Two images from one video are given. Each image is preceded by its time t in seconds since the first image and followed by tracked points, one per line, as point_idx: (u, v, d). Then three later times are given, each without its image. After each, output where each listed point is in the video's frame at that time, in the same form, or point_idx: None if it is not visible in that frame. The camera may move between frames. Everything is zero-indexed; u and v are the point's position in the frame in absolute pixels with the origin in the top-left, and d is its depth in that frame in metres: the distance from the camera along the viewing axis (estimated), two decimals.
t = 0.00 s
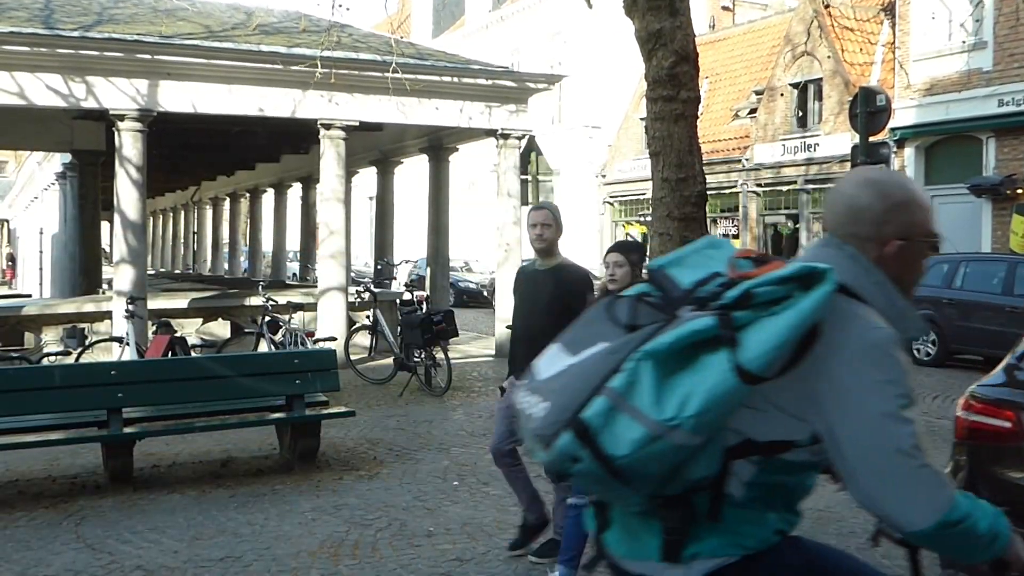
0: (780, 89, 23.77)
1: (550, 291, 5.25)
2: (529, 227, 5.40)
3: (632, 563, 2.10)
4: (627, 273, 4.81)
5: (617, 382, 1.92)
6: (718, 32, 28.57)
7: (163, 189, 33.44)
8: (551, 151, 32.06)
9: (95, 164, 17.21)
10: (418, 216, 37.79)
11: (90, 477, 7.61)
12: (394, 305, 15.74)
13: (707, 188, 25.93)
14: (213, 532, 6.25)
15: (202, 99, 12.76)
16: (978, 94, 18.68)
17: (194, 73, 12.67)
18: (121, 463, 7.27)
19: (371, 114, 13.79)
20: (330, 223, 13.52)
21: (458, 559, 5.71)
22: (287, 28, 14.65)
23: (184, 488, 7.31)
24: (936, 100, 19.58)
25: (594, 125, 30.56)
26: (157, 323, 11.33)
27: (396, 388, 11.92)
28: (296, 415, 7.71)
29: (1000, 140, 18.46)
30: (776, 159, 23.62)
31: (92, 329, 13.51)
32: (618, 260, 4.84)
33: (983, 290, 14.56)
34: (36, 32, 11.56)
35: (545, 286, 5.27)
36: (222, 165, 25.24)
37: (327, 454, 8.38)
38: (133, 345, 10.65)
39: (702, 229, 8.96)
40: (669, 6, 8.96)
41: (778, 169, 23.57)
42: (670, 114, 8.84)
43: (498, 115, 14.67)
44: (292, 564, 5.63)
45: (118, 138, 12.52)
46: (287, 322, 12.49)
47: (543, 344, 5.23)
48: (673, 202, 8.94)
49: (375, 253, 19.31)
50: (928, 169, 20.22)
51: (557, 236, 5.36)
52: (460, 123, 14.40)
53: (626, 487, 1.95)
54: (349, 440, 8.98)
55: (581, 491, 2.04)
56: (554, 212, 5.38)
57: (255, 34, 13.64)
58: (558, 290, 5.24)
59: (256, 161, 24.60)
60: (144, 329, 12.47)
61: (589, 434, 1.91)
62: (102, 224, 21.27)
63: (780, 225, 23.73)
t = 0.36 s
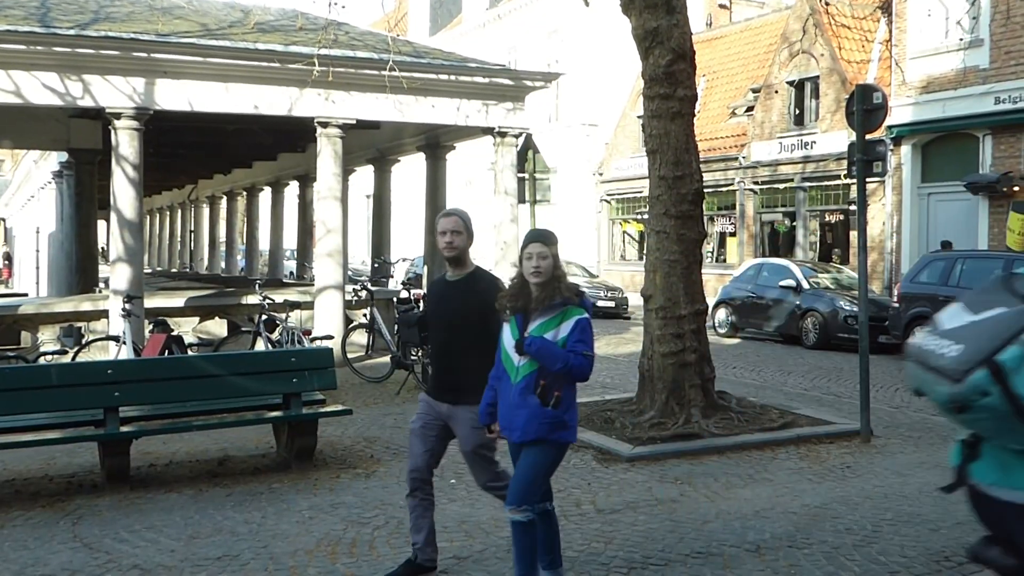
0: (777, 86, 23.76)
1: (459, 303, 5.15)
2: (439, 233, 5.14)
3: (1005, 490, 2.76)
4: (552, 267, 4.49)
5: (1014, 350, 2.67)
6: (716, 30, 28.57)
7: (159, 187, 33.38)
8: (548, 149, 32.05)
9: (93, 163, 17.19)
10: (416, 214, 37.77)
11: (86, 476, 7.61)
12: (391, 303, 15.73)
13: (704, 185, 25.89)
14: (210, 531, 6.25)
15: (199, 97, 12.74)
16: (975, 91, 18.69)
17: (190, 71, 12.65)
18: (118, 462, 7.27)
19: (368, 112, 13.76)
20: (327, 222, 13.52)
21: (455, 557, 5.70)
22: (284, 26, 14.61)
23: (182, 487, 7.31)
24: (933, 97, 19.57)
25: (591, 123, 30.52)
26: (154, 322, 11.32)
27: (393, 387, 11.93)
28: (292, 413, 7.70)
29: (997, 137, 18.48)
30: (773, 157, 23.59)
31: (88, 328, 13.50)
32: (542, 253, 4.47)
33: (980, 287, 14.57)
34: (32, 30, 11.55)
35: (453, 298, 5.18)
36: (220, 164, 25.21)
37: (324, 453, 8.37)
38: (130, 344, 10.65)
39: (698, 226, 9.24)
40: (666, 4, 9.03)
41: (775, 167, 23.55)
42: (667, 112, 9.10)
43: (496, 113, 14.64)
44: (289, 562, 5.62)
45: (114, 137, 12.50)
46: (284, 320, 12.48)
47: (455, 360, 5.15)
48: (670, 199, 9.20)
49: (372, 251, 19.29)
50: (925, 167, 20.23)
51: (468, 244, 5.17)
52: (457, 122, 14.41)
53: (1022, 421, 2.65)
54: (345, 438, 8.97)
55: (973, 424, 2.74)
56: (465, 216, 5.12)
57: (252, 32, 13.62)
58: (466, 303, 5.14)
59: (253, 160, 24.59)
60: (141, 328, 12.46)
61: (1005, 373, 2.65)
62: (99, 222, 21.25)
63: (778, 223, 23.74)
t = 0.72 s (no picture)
0: (764, 85, 23.78)
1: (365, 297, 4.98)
2: (345, 229, 5.03)
3: None
4: (451, 267, 4.34)
5: None
6: (703, 28, 28.61)
7: (145, 186, 33.20)
8: (535, 147, 32.02)
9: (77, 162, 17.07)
10: (402, 213, 37.69)
11: (70, 476, 7.56)
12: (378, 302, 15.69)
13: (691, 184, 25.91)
14: (195, 531, 6.22)
15: (184, 96, 12.68)
16: (960, 90, 18.76)
17: (174, 69, 12.57)
18: (102, 462, 7.23)
19: (354, 111, 13.72)
20: (313, 220, 13.45)
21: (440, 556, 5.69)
22: (270, 24, 14.53)
23: (166, 487, 7.27)
24: (918, 96, 19.62)
25: (579, 121, 30.51)
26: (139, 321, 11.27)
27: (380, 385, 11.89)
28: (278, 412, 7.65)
29: (982, 135, 18.56)
30: (760, 155, 23.62)
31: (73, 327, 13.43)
32: (443, 252, 4.33)
33: (964, 285, 14.63)
34: (15, 28, 11.46)
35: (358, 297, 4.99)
36: (206, 162, 25.08)
37: (310, 452, 8.34)
38: (115, 343, 10.59)
39: (685, 224, 9.26)
40: (652, 2, 9.02)
41: (762, 165, 23.58)
42: (653, 111, 9.10)
43: (483, 111, 14.65)
44: (274, 563, 5.60)
45: (98, 135, 12.41)
46: (271, 319, 12.44)
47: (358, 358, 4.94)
48: (657, 197, 9.22)
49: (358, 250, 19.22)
50: (910, 165, 20.29)
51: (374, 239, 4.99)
52: (444, 120, 14.39)
53: None
54: (332, 437, 8.94)
55: None
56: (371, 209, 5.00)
57: (237, 30, 13.55)
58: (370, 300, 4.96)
59: (239, 159, 24.50)
60: (126, 327, 12.39)
61: None
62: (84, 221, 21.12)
63: (764, 221, 23.80)
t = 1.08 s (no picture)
0: (755, 83, 23.79)
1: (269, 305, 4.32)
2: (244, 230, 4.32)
3: None
4: (328, 279, 3.87)
5: None
6: (693, 26, 28.64)
7: (135, 184, 33.06)
8: (526, 145, 32.00)
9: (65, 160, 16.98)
10: (393, 211, 37.62)
11: (57, 476, 7.51)
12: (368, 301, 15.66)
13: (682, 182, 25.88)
14: (183, 531, 6.18)
15: (174, 95, 12.62)
16: (950, 88, 18.78)
17: (163, 67, 12.53)
18: (90, 461, 7.25)
19: (344, 109, 13.70)
20: (303, 219, 13.41)
21: (429, 555, 5.67)
22: (259, 22, 14.48)
23: (154, 487, 7.24)
24: (908, 94, 19.64)
25: (569, 120, 30.49)
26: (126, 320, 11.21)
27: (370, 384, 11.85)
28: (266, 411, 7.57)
29: (972, 133, 18.59)
30: (751, 153, 23.63)
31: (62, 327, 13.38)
32: (317, 262, 3.87)
33: (955, 283, 14.66)
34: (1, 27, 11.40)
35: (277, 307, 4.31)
36: (196, 160, 24.98)
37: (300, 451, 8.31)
38: (102, 343, 10.53)
39: (675, 222, 9.26)
40: None
41: (752, 163, 23.59)
42: (643, 109, 9.09)
43: (473, 109, 14.66)
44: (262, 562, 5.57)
45: (86, 133, 12.34)
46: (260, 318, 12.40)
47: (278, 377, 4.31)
48: (646, 195, 9.21)
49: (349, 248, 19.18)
50: (901, 163, 20.33)
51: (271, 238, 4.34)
52: (434, 118, 14.37)
53: None
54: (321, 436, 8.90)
55: None
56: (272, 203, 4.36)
57: (226, 28, 13.49)
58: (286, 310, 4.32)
59: (230, 157, 24.43)
60: (115, 326, 12.33)
61: None
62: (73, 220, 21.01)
63: (754, 219, 23.83)
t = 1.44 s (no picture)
0: (749, 81, 23.77)
1: (149, 319, 3.85)
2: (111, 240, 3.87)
3: None
4: (194, 269, 3.52)
5: None
6: (688, 24, 28.62)
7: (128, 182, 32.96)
8: (520, 143, 31.95)
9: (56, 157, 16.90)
10: (387, 209, 37.53)
11: (46, 474, 7.48)
12: (360, 298, 15.62)
13: (676, 180, 25.83)
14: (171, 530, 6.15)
15: (164, 91, 12.57)
16: (943, 86, 18.77)
17: (154, 64, 12.48)
18: (79, 461, 7.17)
19: (336, 106, 13.66)
20: (295, 216, 13.37)
21: (418, 554, 5.65)
22: (251, 19, 14.42)
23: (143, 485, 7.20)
24: (901, 92, 19.62)
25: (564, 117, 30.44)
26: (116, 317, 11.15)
27: (362, 382, 11.80)
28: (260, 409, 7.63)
29: (965, 131, 18.60)
30: (745, 150, 23.61)
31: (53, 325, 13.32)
32: (184, 251, 3.52)
33: (947, 281, 14.66)
34: None
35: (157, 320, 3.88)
36: (188, 157, 24.89)
37: (290, 449, 8.27)
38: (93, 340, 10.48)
39: (667, 220, 9.25)
40: None
41: (746, 161, 23.58)
42: (635, 106, 9.08)
43: (466, 106, 14.62)
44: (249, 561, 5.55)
45: (77, 130, 12.27)
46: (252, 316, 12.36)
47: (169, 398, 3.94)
48: (639, 192, 9.20)
49: (343, 246, 19.13)
50: (894, 161, 20.31)
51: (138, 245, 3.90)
52: (427, 116, 14.33)
53: None
54: (311, 434, 8.87)
55: None
56: (139, 210, 3.91)
57: (218, 25, 13.44)
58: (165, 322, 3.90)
59: (223, 154, 24.37)
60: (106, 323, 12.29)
61: None
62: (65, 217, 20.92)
63: (748, 216, 23.83)
